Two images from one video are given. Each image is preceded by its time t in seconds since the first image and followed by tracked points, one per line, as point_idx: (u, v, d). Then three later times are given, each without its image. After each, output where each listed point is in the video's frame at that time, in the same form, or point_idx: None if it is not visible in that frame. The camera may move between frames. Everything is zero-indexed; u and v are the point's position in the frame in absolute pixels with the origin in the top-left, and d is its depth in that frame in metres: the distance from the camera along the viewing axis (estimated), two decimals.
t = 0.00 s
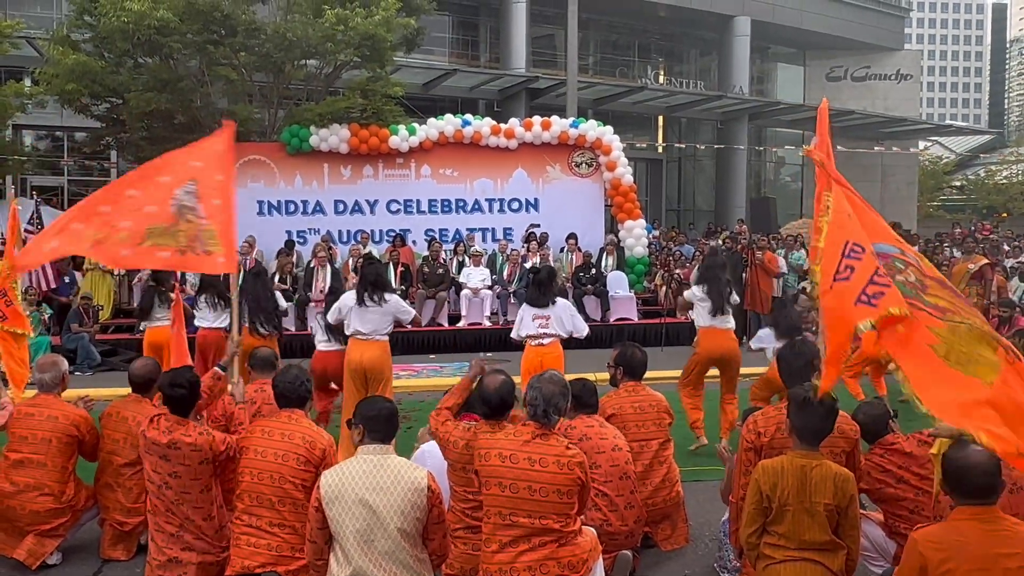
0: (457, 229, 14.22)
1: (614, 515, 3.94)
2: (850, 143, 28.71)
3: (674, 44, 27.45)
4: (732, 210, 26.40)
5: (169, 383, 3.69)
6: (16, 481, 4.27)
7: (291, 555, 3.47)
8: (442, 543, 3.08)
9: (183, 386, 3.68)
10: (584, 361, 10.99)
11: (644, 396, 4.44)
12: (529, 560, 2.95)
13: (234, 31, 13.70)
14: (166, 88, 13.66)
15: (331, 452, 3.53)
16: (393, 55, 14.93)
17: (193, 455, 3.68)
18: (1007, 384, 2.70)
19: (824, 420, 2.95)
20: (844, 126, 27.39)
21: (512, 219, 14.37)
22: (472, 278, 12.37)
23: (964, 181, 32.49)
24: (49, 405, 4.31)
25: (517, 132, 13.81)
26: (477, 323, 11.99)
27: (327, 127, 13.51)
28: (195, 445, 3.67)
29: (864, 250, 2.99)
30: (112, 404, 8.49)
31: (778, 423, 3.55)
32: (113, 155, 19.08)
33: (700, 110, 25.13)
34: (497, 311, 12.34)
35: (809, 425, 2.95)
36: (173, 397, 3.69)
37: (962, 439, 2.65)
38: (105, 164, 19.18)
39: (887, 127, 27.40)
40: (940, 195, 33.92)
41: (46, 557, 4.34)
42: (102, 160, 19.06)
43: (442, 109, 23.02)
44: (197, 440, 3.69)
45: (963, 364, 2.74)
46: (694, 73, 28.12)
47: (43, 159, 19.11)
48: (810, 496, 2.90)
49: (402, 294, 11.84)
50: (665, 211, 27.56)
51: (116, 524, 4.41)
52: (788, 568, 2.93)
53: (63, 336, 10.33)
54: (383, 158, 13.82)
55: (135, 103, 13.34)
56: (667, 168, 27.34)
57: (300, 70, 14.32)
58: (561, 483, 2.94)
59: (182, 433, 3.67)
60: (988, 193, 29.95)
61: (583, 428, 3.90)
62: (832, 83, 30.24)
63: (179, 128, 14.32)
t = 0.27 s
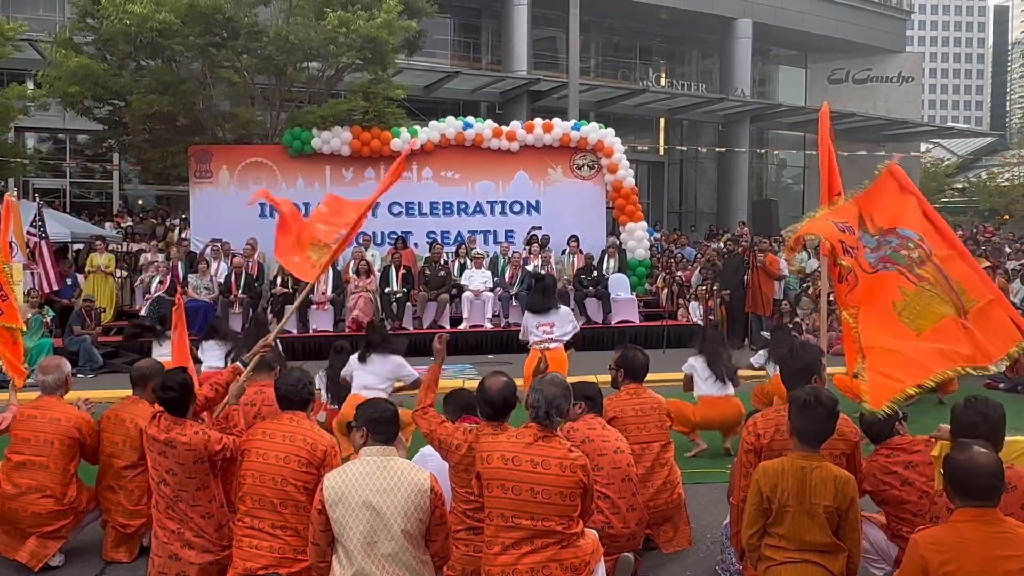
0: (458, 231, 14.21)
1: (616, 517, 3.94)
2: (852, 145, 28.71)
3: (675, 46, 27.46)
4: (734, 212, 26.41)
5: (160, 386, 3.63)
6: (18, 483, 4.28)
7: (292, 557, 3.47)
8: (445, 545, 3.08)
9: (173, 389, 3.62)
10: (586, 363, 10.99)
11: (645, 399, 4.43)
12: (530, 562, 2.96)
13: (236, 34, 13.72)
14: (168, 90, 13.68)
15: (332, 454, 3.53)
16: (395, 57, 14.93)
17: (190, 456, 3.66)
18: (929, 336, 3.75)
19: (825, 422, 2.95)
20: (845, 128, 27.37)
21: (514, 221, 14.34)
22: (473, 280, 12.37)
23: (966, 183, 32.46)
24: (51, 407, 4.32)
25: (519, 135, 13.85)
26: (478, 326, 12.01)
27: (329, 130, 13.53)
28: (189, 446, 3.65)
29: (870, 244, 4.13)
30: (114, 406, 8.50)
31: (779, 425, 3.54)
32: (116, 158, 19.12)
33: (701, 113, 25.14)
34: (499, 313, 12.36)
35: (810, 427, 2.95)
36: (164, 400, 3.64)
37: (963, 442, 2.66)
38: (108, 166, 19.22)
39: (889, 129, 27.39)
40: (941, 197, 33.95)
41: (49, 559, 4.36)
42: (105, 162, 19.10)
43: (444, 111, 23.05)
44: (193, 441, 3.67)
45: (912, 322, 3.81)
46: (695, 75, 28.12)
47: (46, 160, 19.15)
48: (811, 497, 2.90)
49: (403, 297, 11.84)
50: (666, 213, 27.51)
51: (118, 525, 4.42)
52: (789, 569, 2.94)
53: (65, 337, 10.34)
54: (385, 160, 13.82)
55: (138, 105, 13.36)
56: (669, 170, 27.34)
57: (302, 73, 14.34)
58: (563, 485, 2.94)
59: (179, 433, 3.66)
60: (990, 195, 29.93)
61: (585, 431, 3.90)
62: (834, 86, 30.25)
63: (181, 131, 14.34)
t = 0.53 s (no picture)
0: (460, 233, 14.20)
1: (618, 520, 3.94)
2: (853, 148, 28.71)
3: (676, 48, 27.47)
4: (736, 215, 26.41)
5: (160, 386, 3.64)
6: (21, 486, 4.29)
7: (295, 559, 3.47)
8: (447, 547, 3.09)
9: (172, 389, 3.63)
10: (587, 366, 11.00)
11: (648, 401, 4.43)
12: (533, 565, 2.96)
13: (238, 37, 13.73)
14: (170, 94, 13.70)
15: (335, 457, 3.53)
16: (397, 60, 14.95)
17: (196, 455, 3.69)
18: (967, 316, 2.98)
19: (828, 425, 2.95)
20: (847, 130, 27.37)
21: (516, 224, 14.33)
22: (475, 282, 12.34)
23: (968, 185, 32.44)
24: (53, 410, 4.32)
25: (521, 138, 13.90)
26: (480, 328, 12.00)
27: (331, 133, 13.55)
28: (195, 446, 3.67)
29: (979, 218, 3.22)
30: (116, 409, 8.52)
31: (780, 427, 3.55)
32: (118, 161, 19.13)
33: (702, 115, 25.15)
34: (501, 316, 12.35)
35: (813, 430, 2.95)
36: (164, 399, 3.65)
37: (964, 445, 2.66)
38: (110, 169, 19.24)
39: (890, 132, 27.39)
40: (943, 200, 33.94)
41: (52, 561, 4.36)
42: (107, 165, 19.12)
43: (446, 114, 23.07)
44: (196, 442, 3.68)
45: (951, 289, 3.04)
46: (697, 77, 28.12)
47: (48, 164, 19.17)
48: (813, 499, 2.91)
49: (406, 299, 11.84)
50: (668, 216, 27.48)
51: (121, 528, 4.42)
52: (791, 571, 2.94)
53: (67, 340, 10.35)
54: (386, 163, 13.83)
55: (140, 108, 13.38)
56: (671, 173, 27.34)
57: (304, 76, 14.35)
58: (565, 488, 2.95)
59: (185, 434, 3.68)
60: (992, 197, 29.91)
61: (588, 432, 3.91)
62: (835, 88, 30.25)
63: (184, 134, 14.36)
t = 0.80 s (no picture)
0: (457, 236, 14.23)
1: (616, 523, 3.94)
2: (850, 150, 28.75)
3: (674, 51, 27.51)
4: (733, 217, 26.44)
5: (163, 386, 3.70)
6: (18, 490, 4.28)
7: (292, 563, 3.46)
8: (445, 550, 3.09)
9: (174, 390, 3.69)
10: (586, 368, 11.00)
11: (648, 403, 4.43)
12: (530, 568, 2.96)
13: (236, 41, 13.74)
14: (168, 97, 13.71)
15: (333, 461, 3.54)
16: (394, 63, 14.96)
17: (203, 459, 3.73)
18: None
19: (827, 427, 2.96)
20: (845, 133, 27.39)
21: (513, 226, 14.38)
22: (473, 286, 12.33)
23: (965, 187, 32.48)
24: (50, 413, 4.32)
25: (518, 140, 13.81)
26: (478, 331, 12.02)
27: (328, 135, 13.56)
28: (204, 451, 3.73)
29: None
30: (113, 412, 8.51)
31: (776, 429, 3.55)
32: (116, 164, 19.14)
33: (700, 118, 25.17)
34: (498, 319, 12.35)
35: (812, 433, 2.96)
36: (165, 401, 3.70)
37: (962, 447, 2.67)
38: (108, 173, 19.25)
39: (888, 134, 27.44)
40: (940, 202, 33.99)
41: (49, 566, 4.35)
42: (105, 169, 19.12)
43: (443, 117, 23.09)
44: (204, 446, 3.73)
45: None
46: (695, 80, 28.15)
47: (46, 167, 19.16)
48: (812, 502, 2.91)
49: (404, 302, 11.83)
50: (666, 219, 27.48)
51: (118, 532, 4.41)
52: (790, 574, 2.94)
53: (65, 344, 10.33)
54: (384, 167, 13.83)
55: (137, 111, 13.37)
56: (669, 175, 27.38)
57: (301, 79, 14.37)
58: (563, 491, 2.95)
59: (189, 440, 3.71)
60: (989, 199, 29.96)
61: (585, 436, 3.91)
62: (832, 91, 30.30)
63: (181, 138, 14.36)
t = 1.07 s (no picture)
0: (462, 237, 14.23)
1: (622, 524, 3.94)
2: (856, 150, 28.72)
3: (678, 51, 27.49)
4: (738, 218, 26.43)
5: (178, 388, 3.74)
6: (25, 491, 4.29)
7: (298, 564, 3.47)
8: (449, 551, 3.09)
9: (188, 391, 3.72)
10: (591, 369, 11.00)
11: (654, 404, 4.43)
12: (535, 568, 2.96)
13: (241, 42, 13.76)
14: (173, 99, 13.73)
15: (339, 462, 3.54)
16: (399, 64, 14.98)
17: (215, 458, 3.76)
18: None
19: (834, 428, 2.95)
20: (850, 133, 27.35)
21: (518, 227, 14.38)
22: (478, 287, 12.34)
23: (971, 187, 32.42)
24: (57, 415, 4.33)
25: (523, 141, 13.86)
26: (483, 332, 12.03)
27: (333, 137, 13.58)
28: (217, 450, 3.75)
29: None
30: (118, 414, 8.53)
31: (782, 429, 3.54)
32: (122, 166, 19.19)
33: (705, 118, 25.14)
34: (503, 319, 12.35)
35: (819, 434, 2.95)
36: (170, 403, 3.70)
37: (969, 447, 2.66)
38: (114, 175, 19.30)
39: (893, 134, 27.39)
40: (946, 202, 33.94)
41: (55, 566, 4.35)
42: (111, 171, 19.17)
43: (448, 118, 23.11)
44: (216, 446, 3.76)
45: None
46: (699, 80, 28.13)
47: (52, 169, 19.22)
48: (818, 502, 2.90)
49: (409, 303, 11.86)
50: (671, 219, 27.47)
51: (124, 534, 4.42)
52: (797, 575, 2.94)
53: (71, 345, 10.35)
54: (389, 168, 13.85)
55: (143, 113, 13.41)
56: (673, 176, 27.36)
57: (306, 80, 14.39)
58: (567, 492, 2.95)
59: (205, 441, 3.75)
60: (995, 199, 29.90)
61: (591, 437, 3.91)
62: (837, 90, 30.25)
63: (186, 139, 14.39)
